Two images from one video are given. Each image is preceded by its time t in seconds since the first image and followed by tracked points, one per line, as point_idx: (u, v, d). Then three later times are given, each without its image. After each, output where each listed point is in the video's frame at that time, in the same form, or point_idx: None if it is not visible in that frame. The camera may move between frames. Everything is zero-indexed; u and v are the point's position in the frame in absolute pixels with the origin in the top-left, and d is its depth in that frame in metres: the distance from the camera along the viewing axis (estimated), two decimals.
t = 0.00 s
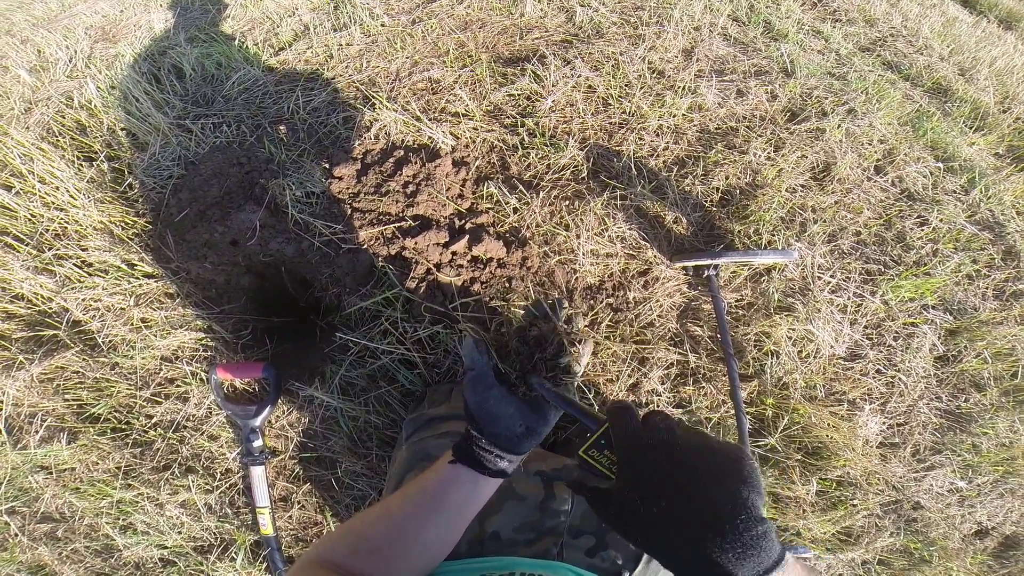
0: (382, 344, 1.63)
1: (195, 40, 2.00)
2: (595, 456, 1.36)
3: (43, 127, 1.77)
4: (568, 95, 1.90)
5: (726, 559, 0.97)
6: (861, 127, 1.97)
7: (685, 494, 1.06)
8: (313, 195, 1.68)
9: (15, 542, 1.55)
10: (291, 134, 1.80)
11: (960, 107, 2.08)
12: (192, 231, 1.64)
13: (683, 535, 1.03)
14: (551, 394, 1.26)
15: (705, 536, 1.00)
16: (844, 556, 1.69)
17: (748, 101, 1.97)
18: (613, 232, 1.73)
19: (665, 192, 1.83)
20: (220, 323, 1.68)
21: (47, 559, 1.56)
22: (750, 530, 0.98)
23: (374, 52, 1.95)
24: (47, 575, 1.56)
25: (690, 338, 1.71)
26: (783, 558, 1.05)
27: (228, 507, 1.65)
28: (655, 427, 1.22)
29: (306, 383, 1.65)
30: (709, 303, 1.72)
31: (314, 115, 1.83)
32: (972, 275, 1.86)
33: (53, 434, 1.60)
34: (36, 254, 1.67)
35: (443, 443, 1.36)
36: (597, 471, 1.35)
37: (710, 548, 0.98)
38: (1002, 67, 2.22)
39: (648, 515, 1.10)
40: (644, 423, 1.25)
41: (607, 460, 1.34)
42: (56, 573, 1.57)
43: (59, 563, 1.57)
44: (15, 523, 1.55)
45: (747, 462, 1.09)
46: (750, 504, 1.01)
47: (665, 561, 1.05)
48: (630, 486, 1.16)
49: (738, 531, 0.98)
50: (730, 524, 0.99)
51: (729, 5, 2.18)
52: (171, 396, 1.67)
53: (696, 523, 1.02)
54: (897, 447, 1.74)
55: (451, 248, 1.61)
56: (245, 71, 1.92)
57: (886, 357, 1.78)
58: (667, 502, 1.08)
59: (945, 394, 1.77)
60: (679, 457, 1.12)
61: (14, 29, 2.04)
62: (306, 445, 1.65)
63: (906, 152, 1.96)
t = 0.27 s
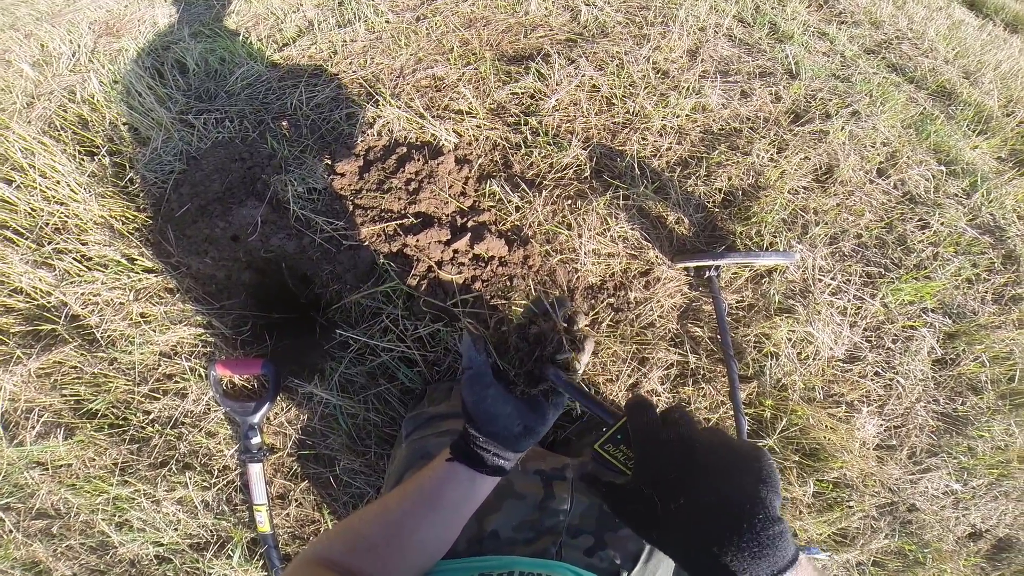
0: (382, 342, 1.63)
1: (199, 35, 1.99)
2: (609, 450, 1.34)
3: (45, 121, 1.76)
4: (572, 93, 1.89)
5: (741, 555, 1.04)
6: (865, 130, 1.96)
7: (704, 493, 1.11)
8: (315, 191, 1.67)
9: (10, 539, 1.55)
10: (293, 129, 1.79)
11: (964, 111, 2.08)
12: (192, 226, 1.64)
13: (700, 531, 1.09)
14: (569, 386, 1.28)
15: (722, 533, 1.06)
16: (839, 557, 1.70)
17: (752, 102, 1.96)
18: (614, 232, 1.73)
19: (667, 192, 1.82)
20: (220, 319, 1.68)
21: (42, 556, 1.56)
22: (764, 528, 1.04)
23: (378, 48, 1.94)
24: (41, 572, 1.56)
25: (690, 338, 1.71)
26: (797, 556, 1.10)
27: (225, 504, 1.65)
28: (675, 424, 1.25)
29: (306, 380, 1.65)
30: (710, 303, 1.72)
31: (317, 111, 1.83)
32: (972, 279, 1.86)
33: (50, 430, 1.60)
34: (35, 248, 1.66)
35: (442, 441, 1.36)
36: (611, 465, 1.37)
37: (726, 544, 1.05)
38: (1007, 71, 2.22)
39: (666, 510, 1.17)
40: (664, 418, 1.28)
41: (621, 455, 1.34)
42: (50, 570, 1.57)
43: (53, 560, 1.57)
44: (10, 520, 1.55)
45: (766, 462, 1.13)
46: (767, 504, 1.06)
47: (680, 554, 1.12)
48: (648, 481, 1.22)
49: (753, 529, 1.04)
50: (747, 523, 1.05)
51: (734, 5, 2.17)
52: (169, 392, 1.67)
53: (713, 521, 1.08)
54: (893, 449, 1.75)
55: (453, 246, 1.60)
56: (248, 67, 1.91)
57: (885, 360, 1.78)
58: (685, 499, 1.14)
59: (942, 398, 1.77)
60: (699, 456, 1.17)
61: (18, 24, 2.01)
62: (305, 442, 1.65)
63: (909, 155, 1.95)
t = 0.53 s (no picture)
0: (381, 341, 1.63)
1: (196, 35, 1.99)
2: (603, 443, 1.36)
3: (42, 121, 1.76)
4: (570, 92, 1.89)
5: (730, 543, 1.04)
6: (863, 128, 1.96)
7: (694, 483, 1.12)
8: (314, 190, 1.67)
9: (11, 537, 1.55)
10: (291, 129, 1.79)
11: (962, 109, 2.08)
12: (191, 226, 1.64)
13: (690, 520, 1.09)
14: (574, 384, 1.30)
15: (711, 522, 1.06)
16: (840, 556, 1.69)
17: (751, 100, 1.96)
18: (613, 230, 1.73)
19: (666, 191, 1.82)
20: (218, 318, 1.67)
21: (43, 555, 1.56)
22: (752, 516, 1.05)
23: (376, 48, 1.94)
24: (42, 571, 1.57)
25: (690, 337, 1.71)
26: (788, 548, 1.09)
27: (225, 504, 1.64)
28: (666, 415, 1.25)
29: (305, 379, 1.64)
30: (709, 302, 1.71)
31: (315, 110, 1.82)
32: (971, 277, 1.86)
33: (49, 430, 1.59)
34: (33, 248, 1.66)
35: (441, 441, 1.36)
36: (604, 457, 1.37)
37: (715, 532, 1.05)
38: (1005, 70, 2.22)
39: (655, 501, 1.15)
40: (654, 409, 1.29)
41: (615, 447, 1.35)
42: (51, 569, 1.57)
43: (54, 560, 1.57)
44: (10, 519, 1.55)
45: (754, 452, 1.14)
46: (755, 493, 1.06)
47: (669, 544, 1.10)
48: (638, 472, 1.21)
49: (741, 518, 1.05)
50: (734, 512, 1.06)
51: (733, 4, 2.17)
52: (168, 392, 1.66)
53: (702, 510, 1.08)
54: (893, 448, 1.75)
55: (451, 244, 1.60)
56: (246, 66, 1.91)
57: (885, 358, 1.78)
58: (675, 489, 1.13)
59: (942, 396, 1.77)
60: (688, 447, 1.17)
61: (14, 23, 2.01)
62: (304, 441, 1.65)
63: (907, 153, 1.95)
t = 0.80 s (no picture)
0: (376, 343, 1.63)
1: (188, 37, 1.98)
2: (594, 444, 1.33)
3: (34, 124, 1.75)
4: (564, 92, 1.89)
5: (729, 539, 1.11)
6: (856, 126, 1.97)
7: (691, 482, 1.17)
8: (307, 192, 1.67)
9: (8, 542, 1.55)
10: (285, 131, 1.78)
11: (954, 107, 2.09)
12: (184, 229, 1.63)
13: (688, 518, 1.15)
14: (566, 388, 1.22)
15: (709, 519, 1.13)
16: (837, 553, 1.70)
17: (744, 100, 1.97)
18: (608, 230, 1.73)
19: (660, 190, 1.82)
20: (213, 321, 1.67)
21: (40, 559, 1.56)
22: (748, 511, 1.12)
23: (370, 49, 1.94)
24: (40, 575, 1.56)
25: (685, 336, 1.71)
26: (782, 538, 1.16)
27: (221, 507, 1.64)
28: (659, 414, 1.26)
29: (301, 382, 1.64)
30: (704, 301, 1.72)
31: (308, 112, 1.82)
32: (964, 275, 1.87)
33: (44, 435, 1.59)
34: (26, 252, 1.65)
35: (436, 441, 1.36)
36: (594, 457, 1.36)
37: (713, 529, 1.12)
38: (996, 68, 2.23)
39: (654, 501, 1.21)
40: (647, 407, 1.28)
41: (605, 447, 1.31)
42: (49, 573, 1.57)
43: (51, 564, 1.57)
44: (6, 523, 1.55)
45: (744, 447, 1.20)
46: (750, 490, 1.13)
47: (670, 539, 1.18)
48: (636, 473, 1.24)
49: (737, 514, 1.12)
50: (731, 509, 1.12)
51: (726, 4, 2.18)
52: (163, 395, 1.66)
53: (699, 507, 1.15)
54: (889, 445, 1.76)
55: (446, 245, 1.60)
56: (239, 68, 1.91)
57: (879, 356, 1.78)
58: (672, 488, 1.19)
59: (936, 393, 1.78)
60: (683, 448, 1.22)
61: (5, 26, 2.00)
62: (300, 444, 1.64)
63: (900, 152, 1.97)
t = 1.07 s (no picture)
0: (375, 342, 1.63)
1: (186, 37, 1.98)
2: (590, 455, 1.36)
3: (32, 125, 1.75)
4: (563, 91, 1.89)
5: (736, 542, 1.14)
6: (855, 125, 1.97)
7: (697, 489, 1.22)
8: (306, 192, 1.67)
9: (10, 542, 1.55)
10: (283, 131, 1.78)
11: (952, 106, 2.09)
12: (183, 229, 1.63)
13: (695, 523, 1.20)
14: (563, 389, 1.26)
15: (716, 523, 1.17)
16: (838, 552, 1.70)
17: (742, 98, 1.97)
18: (607, 229, 1.73)
19: (659, 189, 1.83)
20: (213, 321, 1.67)
21: (42, 559, 1.57)
22: (753, 517, 1.15)
23: (368, 49, 1.94)
24: None
25: (684, 335, 1.71)
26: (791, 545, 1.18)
27: (222, 507, 1.64)
28: (666, 426, 1.33)
29: (300, 381, 1.64)
30: (703, 300, 1.72)
31: (307, 112, 1.82)
32: (964, 273, 1.87)
33: (44, 435, 1.59)
34: (25, 252, 1.65)
35: (435, 441, 1.36)
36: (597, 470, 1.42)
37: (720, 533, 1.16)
38: (994, 66, 2.23)
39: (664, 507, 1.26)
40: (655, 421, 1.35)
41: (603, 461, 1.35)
42: (51, 573, 1.57)
43: (54, 564, 1.57)
44: (8, 524, 1.56)
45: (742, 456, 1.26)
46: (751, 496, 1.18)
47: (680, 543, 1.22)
48: (646, 481, 1.31)
49: (740, 520, 1.15)
50: (735, 513, 1.17)
51: (724, 3, 2.18)
52: (164, 395, 1.66)
53: (705, 513, 1.19)
54: (889, 444, 1.76)
55: (445, 245, 1.60)
56: (237, 68, 1.91)
57: (879, 354, 1.79)
58: (681, 495, 1.24)
59: (936, 391, 1.78)
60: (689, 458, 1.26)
61: (3, 28, 2.00)
62: (300, 444, 1.65)
63: (898, 150, 1.97)
